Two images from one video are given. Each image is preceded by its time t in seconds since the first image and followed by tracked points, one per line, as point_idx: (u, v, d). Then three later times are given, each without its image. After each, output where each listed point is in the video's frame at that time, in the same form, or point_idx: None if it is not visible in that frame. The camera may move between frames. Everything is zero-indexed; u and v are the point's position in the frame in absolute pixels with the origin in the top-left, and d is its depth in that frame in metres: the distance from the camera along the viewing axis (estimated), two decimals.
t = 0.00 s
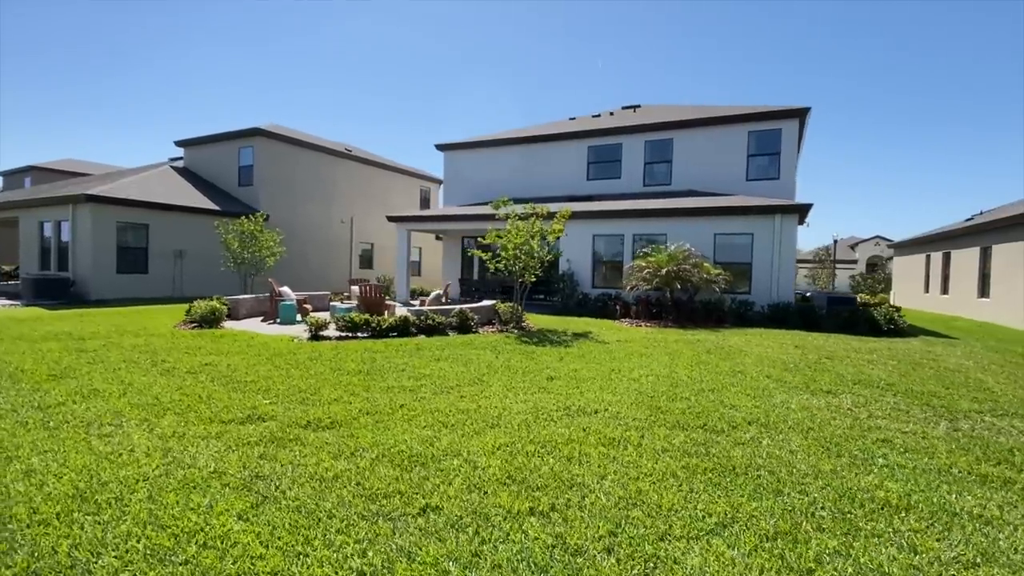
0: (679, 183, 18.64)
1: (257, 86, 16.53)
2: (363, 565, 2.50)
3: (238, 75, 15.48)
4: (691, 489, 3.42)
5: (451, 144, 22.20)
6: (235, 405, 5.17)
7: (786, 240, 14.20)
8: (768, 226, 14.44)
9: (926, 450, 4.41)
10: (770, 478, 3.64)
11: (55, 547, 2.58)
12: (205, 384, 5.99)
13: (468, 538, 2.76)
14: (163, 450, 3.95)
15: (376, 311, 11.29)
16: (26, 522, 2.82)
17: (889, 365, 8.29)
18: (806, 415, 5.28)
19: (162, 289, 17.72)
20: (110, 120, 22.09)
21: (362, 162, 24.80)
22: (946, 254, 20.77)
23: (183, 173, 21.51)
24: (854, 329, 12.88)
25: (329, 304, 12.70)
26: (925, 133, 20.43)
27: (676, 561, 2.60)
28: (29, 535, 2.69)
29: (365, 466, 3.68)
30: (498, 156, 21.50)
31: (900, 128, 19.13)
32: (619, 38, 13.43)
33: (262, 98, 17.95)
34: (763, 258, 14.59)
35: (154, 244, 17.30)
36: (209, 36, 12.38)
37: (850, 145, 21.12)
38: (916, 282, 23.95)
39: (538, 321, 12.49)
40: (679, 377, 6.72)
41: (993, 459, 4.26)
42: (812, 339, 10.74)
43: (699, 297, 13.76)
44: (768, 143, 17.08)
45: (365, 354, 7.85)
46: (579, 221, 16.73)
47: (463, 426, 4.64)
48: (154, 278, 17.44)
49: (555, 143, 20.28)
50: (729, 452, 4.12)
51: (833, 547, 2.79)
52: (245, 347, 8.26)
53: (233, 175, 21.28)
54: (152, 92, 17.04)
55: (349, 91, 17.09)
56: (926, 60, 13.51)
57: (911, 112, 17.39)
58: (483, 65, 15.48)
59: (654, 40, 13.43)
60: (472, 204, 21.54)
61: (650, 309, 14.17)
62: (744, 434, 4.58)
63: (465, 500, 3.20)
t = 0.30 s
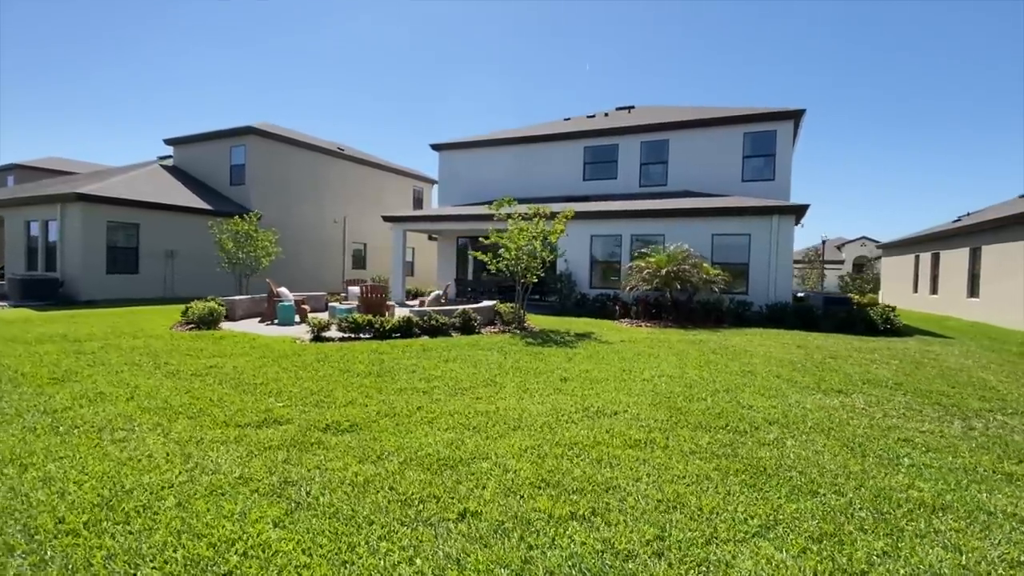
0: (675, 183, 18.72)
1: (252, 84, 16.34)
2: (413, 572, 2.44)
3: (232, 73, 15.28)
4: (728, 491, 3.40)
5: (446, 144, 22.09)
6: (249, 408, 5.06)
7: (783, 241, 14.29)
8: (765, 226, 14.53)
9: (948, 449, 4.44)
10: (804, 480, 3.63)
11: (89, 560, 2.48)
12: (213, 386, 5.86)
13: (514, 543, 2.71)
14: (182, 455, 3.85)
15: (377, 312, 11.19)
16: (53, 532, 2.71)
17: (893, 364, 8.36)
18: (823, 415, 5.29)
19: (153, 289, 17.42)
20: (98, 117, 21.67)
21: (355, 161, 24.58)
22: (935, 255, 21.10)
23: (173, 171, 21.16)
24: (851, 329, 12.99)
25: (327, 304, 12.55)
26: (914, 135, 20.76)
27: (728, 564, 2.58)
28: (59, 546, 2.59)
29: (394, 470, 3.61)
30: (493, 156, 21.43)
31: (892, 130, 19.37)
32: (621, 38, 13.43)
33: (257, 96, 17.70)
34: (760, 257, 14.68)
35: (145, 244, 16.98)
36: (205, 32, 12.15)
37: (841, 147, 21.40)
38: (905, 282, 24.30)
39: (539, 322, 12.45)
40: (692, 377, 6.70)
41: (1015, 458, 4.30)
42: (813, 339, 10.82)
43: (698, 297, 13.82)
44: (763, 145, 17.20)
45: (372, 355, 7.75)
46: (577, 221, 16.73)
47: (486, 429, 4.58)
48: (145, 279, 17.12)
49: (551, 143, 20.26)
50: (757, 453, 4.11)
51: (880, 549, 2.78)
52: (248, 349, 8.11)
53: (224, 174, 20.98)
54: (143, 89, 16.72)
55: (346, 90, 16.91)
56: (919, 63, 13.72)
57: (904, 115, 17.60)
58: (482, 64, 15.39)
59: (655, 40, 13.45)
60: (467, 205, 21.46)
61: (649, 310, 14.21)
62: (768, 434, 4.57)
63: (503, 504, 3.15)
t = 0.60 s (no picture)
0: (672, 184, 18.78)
1: (247, 80, 16.11)
2: None
3: (228, 70, 15.08)
4: (769, 493, 3.39)
5: (441, 143, 21.97)
6: (266, 411, 4.95)
7: (781, 241, 14.39)
8: (763, 227, 14.62)
9: (973, 448, 4.47)
10: (841, 481, 3.63)
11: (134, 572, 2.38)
12: (226, 389, 5.74)
13: (568, 549, 2.66)
14: (208, 460, 3.74)
15: (379, 311, 11.11)
16: (89, 543, 2.60)
17: (896, 364, 8.46)
18: (843, 414, 5.32)
19: (144, 289, 17.11)
20: (84, 113, 21.20)
21: (348, 160, 24.34)
22: (925, 255, 21.43)
23: (163, 169, 20.79)
24: (849, 329, 13.13)
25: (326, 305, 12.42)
26: (904, 137, 21.08)
27: (787, 568, 2.56)
28: (98, 557, 2.49)
29: (429, 475, 3.54)
30: (489, 156, 21.36)
31: (885, 132, 19.61)
32: (622, 37, 13.44)
33: (252, 93, 17.45)
34: (758, 257, 14.78)
35: (136, 243, 16.67)
36: (204, 26, 11.93)
37: (833, 149, 21.65)
38: (894, 283, 24.66)
39: (541, 322, 12.41)
40: (706, 378, 6.70)
41: None
42: (814, 338, 10.91)
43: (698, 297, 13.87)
44: (759, 146, 17.32)
45: (381, 356, 7.65)
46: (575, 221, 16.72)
47: (512, 431, 4.52)
48: (137, 279, 16.81)
49: (548, 144, 20.23)
50: (787, 454, 4.11)
51: (934, 551, 2.78)
52: (253, 350, 7.98)
53: (216, 173, 20.66)
54: (135, 85, 16.39)
55: (344, 89, 16.75)
56: (913, 65, 13.92)
57: (897, 116, 17.83)
58: (482, 64, 15.32)
59: (655, 40, 13.42)
60: (463, 205, 21.36)
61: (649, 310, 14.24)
62: (795, 435, 4.58)
63: (547, 508, 3.10)
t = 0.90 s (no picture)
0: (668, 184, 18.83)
1: (242, 77, 15.91)
2: None
3: (222, 66, 14.85)
4: (807, 495, 3.38)
5: (437, 142, 21.84)
6: (282, 414, 4.84)
7: (778, 241, 14.48)
8: (761, 227, 14.70)
9: (994, 447, 4.51)
10: (875, 482, 3.63)
11: None
12: (237, 392, 5.61)
13: (618, 555, 2.63)
14: (232, 466, 3.63)
15: (381, 312, 11.01)
16: (125, 557, 2.50)
17: (900, 363, 8.53)
18: (860, 414, 5.35)
19: (135, 290, 16.78)
20: (70, 109, 20.73)
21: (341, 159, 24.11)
22: (915, 256, 21.75)
23: (153, 168, 20.42)
24: (846, 328, 13.25)
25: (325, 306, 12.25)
26: (896, 137, 21.30)
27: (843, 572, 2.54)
28: (138, 571, 2.39)
29: (462, 480, 3.47)
30: (486, 156, 21.29)
31: (877, 133, 19.85)
32: (622, 37, 13.43)
33: (245, 90, 17.19)
34: (755, 257, 14.88)
35: (127, 243, 16.35)
36: (200, 22, 11.71)
37: (826, 151, 21.86)
38: (884, 283, 25.00)
39: (543, 322, 12.37)
40: (719, 379, 6.69)
41: None
42: (815, 338, 10.99)
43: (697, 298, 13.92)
44: (755, 147, 17.43)
45: (389, 358, 7.54)
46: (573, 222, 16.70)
47: (536, 434, 4.46)
48: (127, 280, 16.48)
49: (544, 144, 20.19)
50: (815, 455, 4.11)
51: (982, 552, 2.78)
52: (257, 352, 7.83)
53: (207, 171, 20.33)
54: (126, 81, 16.06)
55: (341, 87, 16.55)
56: (908, 66, 14.09)
57: (890, 117, 18.04)
58: (481, 64, 15.23)
59: (655, 40, 13.43)
60: (458, 205, 21.26)
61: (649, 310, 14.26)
62: (818, 436, 4.59)
63: (588, 514, 3.05)
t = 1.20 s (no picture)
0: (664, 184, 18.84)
1: (234, 74, 15.59)
2: None
3: (213, 62, 14.53)
4: (847, 497, 3.34)
5: (431, 141, 21.69)
6: (297, 417, 4.72)
7: (776, 241, 14.55)
8: (758, 227, 14.76)
9: (1018, 446, 4.51)
10: (912, 483, 3.60)
11: None
12: (247, 394, 5.46)
13: (671, 561, 2.56)
14: (255, 471, 3.51)
15: (382, 312, 10.89)
16: (160, 569, 2.37)
17: (904, 363, 8.58)
18: (878, 413, 5.35)
19: (125, 290, 16.43)
20: (56, 104, 20.27)
21: (333, 158, 23.86)
22: (905, 256, 22.04)
23: (141, 165, 20.03)
24: (843, 327, 13.33)
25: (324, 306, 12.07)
26: (889, 137, 21.55)
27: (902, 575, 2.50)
28: None
29: (495, 483, 3.38)
30: (481, 155, 21.18)
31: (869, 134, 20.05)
32: (621, 37, 13.40)
33: (238, 86, 16.88)
34: (752, 257, 14.94)
35: (116, 242, 16.00)
36: (195, 17, 11.48)
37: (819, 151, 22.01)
38: (874, 282, 25.30)
39: (544, 321, 12.31)
40: (732, 378, 6.66)
41: None
42: (816, 337, 11.04)
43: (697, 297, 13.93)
44: (750, 148, 17.51)
45: (396, 359, 7.42)
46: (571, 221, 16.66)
47: (561, 435, 4.38)
48: (117, 280, 16.14)
49: (540, 143, 20.13)
50: (846, 455, 4.09)
51: None
52: (260, 353, 7.67)
53: (198, 169, 19.98)
54: (115, 77, 15.73)
55: (336, 86, 16.32)
56: (902, 67, 14.25)
57: (883, 117, 18.24)
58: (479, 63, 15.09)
59: (655, 41, 13.43)
60: (453, 204, 21.13)
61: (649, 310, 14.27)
62: (842, 435, 4.58)
63: (632, 517, 2.98)
